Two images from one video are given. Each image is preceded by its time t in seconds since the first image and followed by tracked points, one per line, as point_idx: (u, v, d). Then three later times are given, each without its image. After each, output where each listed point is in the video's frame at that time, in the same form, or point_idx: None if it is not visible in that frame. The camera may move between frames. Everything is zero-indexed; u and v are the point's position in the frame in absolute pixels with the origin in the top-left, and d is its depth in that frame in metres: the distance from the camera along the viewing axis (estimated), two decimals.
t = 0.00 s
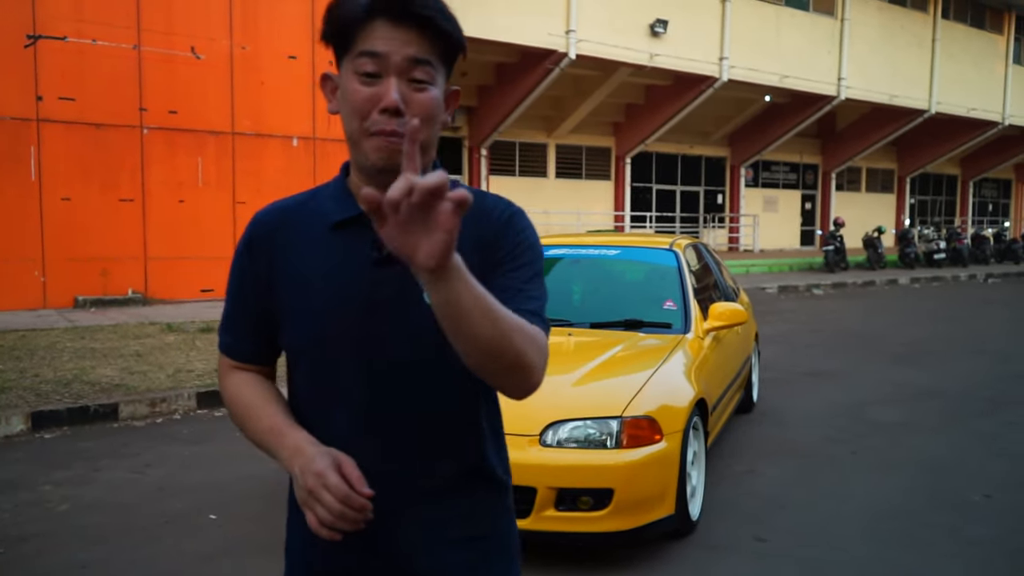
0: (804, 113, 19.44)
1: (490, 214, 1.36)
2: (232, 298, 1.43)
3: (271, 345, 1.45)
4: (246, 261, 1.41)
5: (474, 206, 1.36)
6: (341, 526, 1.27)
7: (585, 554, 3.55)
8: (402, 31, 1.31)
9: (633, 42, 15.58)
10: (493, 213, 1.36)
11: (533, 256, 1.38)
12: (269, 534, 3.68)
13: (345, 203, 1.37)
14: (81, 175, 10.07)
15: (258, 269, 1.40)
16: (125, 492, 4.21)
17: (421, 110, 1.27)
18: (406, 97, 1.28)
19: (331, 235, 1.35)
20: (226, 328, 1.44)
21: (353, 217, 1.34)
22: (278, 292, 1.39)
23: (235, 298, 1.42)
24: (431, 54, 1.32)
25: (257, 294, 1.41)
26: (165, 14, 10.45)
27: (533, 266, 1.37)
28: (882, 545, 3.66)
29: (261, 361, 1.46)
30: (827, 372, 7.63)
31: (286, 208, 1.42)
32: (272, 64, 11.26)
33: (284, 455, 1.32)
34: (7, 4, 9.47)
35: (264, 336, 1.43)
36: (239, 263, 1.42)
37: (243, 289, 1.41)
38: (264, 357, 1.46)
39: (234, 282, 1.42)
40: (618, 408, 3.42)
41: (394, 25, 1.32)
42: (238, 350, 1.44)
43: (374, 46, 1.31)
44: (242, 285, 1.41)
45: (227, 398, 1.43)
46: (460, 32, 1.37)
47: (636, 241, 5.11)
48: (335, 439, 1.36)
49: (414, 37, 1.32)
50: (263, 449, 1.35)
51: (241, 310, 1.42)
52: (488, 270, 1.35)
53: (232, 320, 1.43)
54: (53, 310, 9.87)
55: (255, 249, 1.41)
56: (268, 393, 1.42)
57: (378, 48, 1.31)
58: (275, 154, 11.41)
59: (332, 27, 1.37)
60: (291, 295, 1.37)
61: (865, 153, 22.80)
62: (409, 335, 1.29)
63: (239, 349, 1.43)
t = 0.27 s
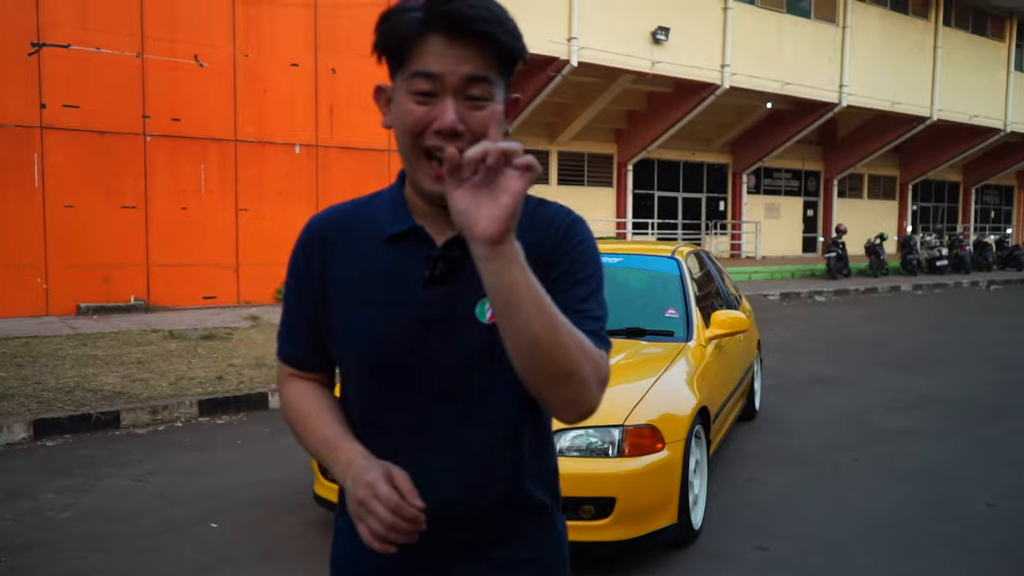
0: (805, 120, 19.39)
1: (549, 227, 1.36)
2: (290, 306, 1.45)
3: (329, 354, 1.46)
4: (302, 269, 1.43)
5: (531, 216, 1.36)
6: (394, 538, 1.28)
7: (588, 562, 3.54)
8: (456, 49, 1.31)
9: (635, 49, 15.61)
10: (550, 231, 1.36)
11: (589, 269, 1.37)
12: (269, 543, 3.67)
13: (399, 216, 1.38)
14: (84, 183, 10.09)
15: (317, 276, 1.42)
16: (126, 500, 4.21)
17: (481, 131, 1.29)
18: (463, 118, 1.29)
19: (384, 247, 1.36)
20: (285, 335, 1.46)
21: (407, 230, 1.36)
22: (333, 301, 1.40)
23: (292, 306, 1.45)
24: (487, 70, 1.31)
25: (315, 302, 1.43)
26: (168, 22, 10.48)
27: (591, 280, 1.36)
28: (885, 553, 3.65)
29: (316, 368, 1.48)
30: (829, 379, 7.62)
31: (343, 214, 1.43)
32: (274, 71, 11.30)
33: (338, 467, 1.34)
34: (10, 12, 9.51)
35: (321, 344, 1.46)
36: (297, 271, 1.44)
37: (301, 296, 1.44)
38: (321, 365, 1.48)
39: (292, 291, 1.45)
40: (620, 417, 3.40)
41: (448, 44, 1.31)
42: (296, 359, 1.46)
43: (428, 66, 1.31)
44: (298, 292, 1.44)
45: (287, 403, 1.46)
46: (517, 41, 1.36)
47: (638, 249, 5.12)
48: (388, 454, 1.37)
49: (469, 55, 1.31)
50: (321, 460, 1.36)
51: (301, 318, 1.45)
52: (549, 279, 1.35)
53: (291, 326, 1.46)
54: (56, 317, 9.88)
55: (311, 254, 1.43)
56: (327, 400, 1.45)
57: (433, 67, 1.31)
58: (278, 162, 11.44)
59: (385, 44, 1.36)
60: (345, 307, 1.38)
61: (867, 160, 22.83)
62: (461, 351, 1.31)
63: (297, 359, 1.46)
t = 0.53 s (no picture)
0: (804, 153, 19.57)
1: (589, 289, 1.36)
2: (335, 350, 1.51)
3: (371, 399, 1.51)
4: (346, 314, 1.48)
5: (570, 274, 1.37)
6: None
7: None
8: (502, 104, 1.35)
9: (634, 84, 15.76)
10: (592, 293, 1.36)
11: (628, 329, 1.37)
12: None
13: (440, 267, 1.42)
14: (88, 217, 10.14)
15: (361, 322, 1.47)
16: (125, 540, 4.17)
17: (526, 188, 1.34)
18: (508, 175, 1.34)
19: (423, 298, 1.39)
20: (330, 379, 1.52)
21: (447, 282, 1.38)
22: (373, 349, 1.44)
23: (337, 351, 1.50)
24: (532, 123, 1.35)
25: (358, 348, 1.48)
26: (173, 58, 10.59)
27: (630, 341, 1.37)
28: None
29: (360, 412, 1.52)
30: (833, 415, 7.57)
31: (386, 261, 1.48)
32: (278, 107, 11.39)
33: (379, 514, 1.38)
34: (17, 49, 9.62)
35: (365, 390, 1.50)
36: (342, 317, 1.49)
37: (344, 342, 1.49)
38: (364, 410, 1.52)
39: (337, 337, 1.50)
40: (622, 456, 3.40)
41: (493, 97, 1.35)
42: (340, 403, 1.51)
43: (473, 123, 1.36)
44: (341, 340, 1.49)
45: (332, 444, 1.52)
46: (563, 93, 1.39)
47: (639, 285, 5.12)
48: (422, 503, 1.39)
49: (514, 108, 1.35)
50: (361, 504, 1.41)
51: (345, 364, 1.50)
52: (587, 339, 1.35)
53: (335, 369, 1.51)
54: (57, 351, 9.86)
55: (354, 298, 1.48)
56: (368, 443, 1.50)
57: (478, 124, 1.35)
58: (280, 196, 11.50)
59: (430, 97, 1.42)
60: (384, 356, 1.42)
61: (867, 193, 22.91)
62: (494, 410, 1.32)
63: (340, 402, 1.51)
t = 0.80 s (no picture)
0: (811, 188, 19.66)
1: (618, 340, 1.38)
2: (372, 393, 1.57)
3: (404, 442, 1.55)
4: (382, 356, 1.55)
5: (599, 326, 1.40)
6: None
7: None
8: (529, 135, 1.44)
9: (641, 118, 15.91)
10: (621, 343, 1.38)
11: (660, 386, 1.38)
12: None
13: (471, 312, 1.46)
14: (100, 251, 10.25)
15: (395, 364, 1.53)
16: None
17: (547, 215, 1.41)
18: (530, 201, 1.42)
19: (453, 342, 1.44)
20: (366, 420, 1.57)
21: (476, 326, 1.43)
22: (406, 392, 1.49)
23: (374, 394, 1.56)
24: (558, 155, 1.43)
25: (391, 390, 1.54)
26: (187, 96, 10.76)
27: (665, 397, 1.37)
28: None
29: (394, 455, 1.56)
30: (844, 450, 7.51)
31: (422, 306, 1.54)
32: (289, 142, 11.52)
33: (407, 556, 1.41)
34: (34, 88, 9.81)
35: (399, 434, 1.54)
36: (379, 360, 1.55)
37: (379, 384, 1.55)
38: (398, 452, 1.56)
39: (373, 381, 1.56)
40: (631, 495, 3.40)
41: (521, 129, 1.45)
42: (374, 443, 1.56)
43: (502, 152, 1.45)
44: (377, 383, 1.55)
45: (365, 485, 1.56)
46: (593, 131, 1.46)
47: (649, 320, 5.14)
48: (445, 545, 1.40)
49: (540, 140, 1.44)
50: (383, 543, 1.45)
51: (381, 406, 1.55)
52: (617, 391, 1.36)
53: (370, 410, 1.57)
54: (67, 384, 9.90)
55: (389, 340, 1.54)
56: (400, 487, 1.53)
57: (505, 152, 1.44)
58: (290, 231, 11.59)
59: (463, 128, 1.52)
60: (414, 399, 1.46)
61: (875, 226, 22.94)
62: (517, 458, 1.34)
63: (375, 443, 1.56)
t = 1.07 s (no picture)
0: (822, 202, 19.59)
1: (641, 355, 1.31)
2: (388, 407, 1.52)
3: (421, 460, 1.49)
4: (398, 368, 1.51)
5: (624, 339, 1.33)
6: None
7: None
8: (544, 135, 1.43)
9: (651, 133, 15.90)
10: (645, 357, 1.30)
11: (691, 406, 1.29)
12: None
13: (489, 324, 1.42)
14: (110, 265, 10.27)
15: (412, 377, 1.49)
16: None
17: (551, 211, 1.37)
18: (537, 195, 1.38)
19: (472, 352, 1.40)
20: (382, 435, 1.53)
21: (494, 335, 1.39)
22: (422, 406, 1.44)
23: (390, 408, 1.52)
24: (570, 155, 1.41)
25: (407, 402, 1.49)
26: (198, 111, 10.80)
27: (699, 418, 1.29)
28: None
29: (410, 474, 1.51)
30: (859, 467, 7.41)
31: (442, 319, 1.51)
32: (299, 157, 11.54)
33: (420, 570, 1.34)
34: (47, 104, 9.86)
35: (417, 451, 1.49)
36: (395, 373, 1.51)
37: (395, 397, 1.51)
38: (414, 469, 1.51)
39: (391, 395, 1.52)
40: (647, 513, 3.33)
41: (538, 129, 1.43)
42: (390, 459, 1.51)
43: (515, 151, 1.43)
44: (394, 397, 1.51)
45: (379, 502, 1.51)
46: (610, 136, 1.43)
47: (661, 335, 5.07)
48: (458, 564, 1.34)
49: (555, 140, 1.42)
50: (402, 561, 1.38)
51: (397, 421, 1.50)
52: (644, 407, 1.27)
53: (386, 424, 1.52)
54: (76, 399, 9.88)
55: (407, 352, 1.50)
56: (415, 504, 1.47)
57: (518, 151, 1.43)
58: (299, 246, 11.59)
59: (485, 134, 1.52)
60: (430, 411, 1.41)
61: (888, 241, 22.84)
62: (534, 473, 1.27)
63: (390, 459, 1.51)
